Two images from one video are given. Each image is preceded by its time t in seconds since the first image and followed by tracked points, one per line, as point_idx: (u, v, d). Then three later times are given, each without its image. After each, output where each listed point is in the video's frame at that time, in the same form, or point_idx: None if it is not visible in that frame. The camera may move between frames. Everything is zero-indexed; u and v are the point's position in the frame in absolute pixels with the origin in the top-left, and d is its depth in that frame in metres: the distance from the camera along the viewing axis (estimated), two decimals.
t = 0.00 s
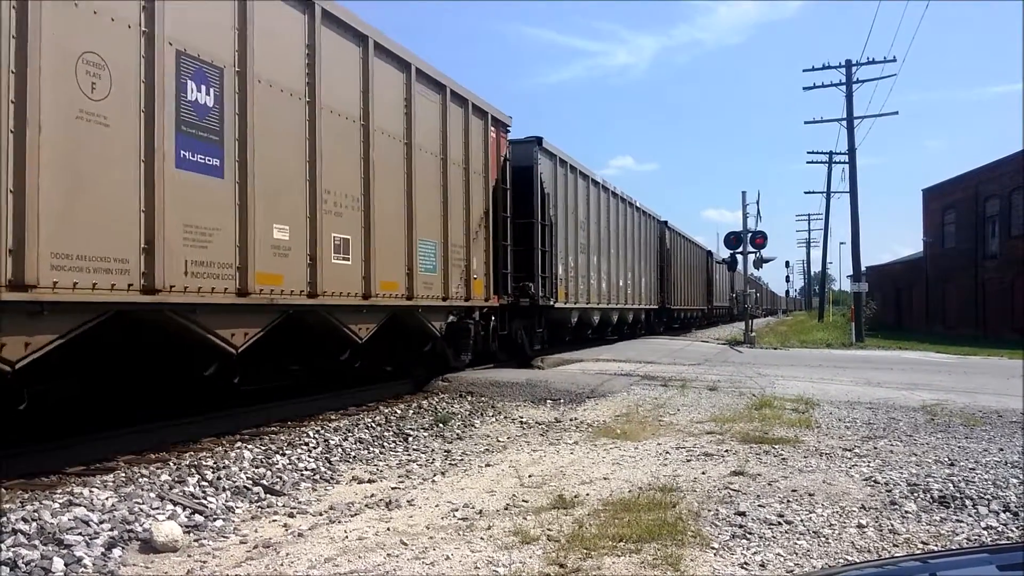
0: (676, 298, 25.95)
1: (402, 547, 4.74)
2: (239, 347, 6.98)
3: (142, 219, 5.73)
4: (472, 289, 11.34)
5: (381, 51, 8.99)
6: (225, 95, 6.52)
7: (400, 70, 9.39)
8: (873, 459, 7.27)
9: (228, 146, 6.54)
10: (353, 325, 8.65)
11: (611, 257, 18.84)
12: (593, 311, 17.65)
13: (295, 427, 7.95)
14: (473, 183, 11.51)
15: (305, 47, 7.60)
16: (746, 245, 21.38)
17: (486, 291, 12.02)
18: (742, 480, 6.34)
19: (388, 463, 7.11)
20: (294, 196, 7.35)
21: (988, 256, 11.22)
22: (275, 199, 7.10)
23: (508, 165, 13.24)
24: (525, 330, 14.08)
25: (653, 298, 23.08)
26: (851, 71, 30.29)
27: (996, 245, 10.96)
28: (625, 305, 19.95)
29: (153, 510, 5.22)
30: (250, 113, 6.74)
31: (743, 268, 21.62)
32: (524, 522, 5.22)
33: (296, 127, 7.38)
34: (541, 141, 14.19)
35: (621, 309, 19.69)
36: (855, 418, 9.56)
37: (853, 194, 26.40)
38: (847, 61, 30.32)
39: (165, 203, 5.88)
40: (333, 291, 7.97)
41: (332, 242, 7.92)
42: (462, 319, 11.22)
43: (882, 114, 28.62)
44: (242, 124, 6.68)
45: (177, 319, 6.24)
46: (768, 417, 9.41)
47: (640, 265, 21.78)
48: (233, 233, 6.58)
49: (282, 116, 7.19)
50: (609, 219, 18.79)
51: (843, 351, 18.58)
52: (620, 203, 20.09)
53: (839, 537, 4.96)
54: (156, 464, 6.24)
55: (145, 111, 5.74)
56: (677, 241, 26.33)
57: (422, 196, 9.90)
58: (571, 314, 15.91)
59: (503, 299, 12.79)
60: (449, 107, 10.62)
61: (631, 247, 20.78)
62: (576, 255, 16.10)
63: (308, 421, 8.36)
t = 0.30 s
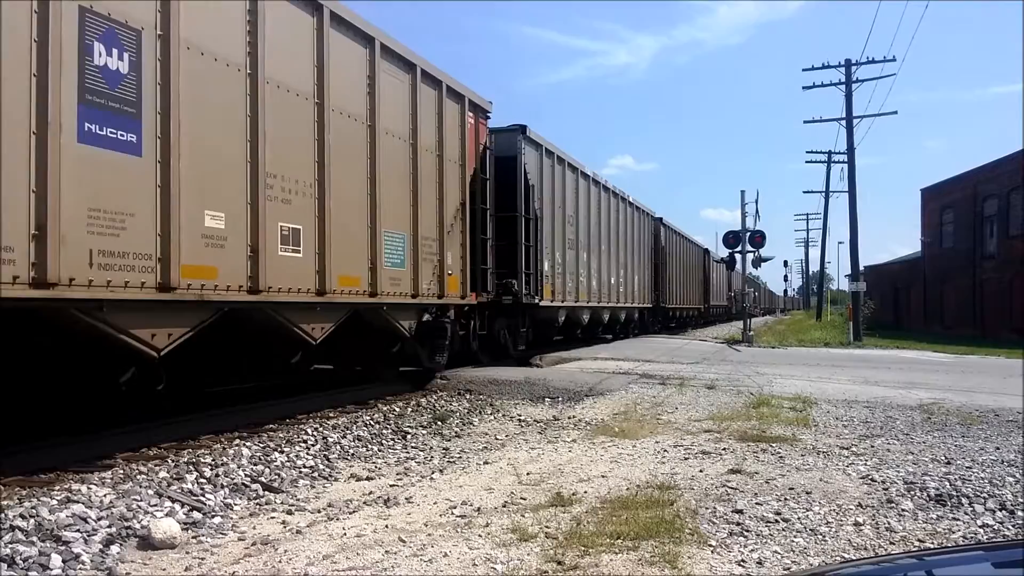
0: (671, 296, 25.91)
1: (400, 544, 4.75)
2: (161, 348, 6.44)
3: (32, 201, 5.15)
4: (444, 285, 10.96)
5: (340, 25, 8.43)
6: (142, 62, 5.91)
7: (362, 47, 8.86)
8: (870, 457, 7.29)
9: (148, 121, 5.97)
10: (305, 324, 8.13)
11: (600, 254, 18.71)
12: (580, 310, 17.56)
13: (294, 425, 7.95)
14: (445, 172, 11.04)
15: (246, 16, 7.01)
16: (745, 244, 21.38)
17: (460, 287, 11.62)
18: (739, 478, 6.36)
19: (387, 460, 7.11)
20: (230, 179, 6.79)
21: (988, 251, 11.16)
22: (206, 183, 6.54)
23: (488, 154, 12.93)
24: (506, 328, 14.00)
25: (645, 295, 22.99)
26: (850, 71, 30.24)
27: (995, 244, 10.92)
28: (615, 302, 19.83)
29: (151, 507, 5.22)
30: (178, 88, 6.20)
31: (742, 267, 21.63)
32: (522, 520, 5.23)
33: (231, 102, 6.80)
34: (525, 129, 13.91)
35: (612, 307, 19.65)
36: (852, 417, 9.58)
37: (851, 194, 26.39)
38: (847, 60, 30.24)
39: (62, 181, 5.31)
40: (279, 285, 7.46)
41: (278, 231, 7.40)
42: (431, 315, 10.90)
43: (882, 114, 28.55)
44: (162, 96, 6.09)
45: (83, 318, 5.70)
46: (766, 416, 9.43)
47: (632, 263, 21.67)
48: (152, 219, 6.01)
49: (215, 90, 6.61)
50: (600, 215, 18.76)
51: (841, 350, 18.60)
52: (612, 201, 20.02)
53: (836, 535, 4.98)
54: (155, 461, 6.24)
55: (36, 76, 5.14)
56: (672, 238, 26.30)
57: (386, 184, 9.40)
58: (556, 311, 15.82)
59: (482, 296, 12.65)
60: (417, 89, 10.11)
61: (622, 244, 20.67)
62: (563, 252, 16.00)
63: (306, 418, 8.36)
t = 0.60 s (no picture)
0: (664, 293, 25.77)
1: (398, 540, 4.75)
2: (43, 352, 5.58)
3: None
4: (409, 279, 10.17)
5: None
6: (18, 15, 5.12)
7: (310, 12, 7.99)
8: (867, 454, 7.30)
9: (25, 83, 5.15)
10: (237, 322, 7.27)
11: (585, 248, 18.31)
12: (565, 306, 17.20)
13: (291, 420, 7.94)
14: (411, 155, 10.19)
15: None
16: (742, 241, 21.38)
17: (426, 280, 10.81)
18: (736, 474, 6.37)
19: (384, 456, 7.12)
20: (138, 155, 5.95)
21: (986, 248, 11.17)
22: (105, 158, 5.70)
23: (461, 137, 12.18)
24: (484, 326, 13.53)
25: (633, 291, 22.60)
26: (848, 68, 30.24)
27: (992, 240, 10.85)
28: (600, 298, 19.42)
29: (148, 502, 5.22)
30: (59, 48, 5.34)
31: (739, 263, 21.64)
32: (519, 515, 5.23)
33: (138, 65, 5.95)
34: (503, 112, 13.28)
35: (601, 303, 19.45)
36: (849, 414, 9.59)
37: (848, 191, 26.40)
38: (846, 57, 30.19)
39: None
40: (202, 276, 6.61)
41: (201, 215, 6.55)
42: (394, 310, 10.07)
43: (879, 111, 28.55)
44: (45, 55, 5.28)
45: None
46: (763, 412, 9.44)
47: (619, 257, 21.23)
48: (33, 197, 5.19)
49: (116, 51, 5.77)
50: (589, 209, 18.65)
51: (838, 347, 18.63)
52: (601, 195, 19.78)
53: (833, 531, 4.99)
54: (152, 456, 6.23)
55: None
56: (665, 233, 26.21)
57: (339, 165, 8.55)
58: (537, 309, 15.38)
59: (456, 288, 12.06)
60: (377, 62, 9.24)
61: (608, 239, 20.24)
62: (547, 245, 15.66)
63: (303, 414, 8.35)
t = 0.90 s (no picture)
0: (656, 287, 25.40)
1: (397, 536, 4.75)
2: None
3: None
4: (365, 272, 9.25)
5: None
6: None
7: None
8: (866, 449, 7.29)
9: None
10: (148, 321, 6.33)
11: (569, 241, 17.62)
12: (549, 303, 16.55)
13: (290, 417, 7.93)
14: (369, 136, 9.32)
15: None
16: (741, 236, 21.38)
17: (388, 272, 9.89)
18: (736, 470, 6.36)
19: (383, 452, 7.10)
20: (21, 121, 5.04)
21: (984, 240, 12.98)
22: None
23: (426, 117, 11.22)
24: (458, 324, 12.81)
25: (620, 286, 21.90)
26: (846, 63, 30.21)
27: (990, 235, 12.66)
28: (586, 293, 18.71)
29: (147, 498, 5.21)
30: None
31: (738, 259, 21.63)
32: (518, 511, 5.23)
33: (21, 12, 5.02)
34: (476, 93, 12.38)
35: (589, 299, 18.98)
36: (849, 409, 9.60)
37: (847, 186, 26.39)
38: (844, 52, 30.15)
39: None
40: (106, 267, 5.72)
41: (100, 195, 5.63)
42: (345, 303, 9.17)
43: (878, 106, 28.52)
44: None
45: None
46: (762, 408, 9.45)
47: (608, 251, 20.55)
48: None
49: None
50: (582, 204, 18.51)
51: (837, 342, 18.65)
52: (592, 188, 19.32)
53: (832, 526, 4.99)
54: (151, 452, 6.22)
55: None
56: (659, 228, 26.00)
57: (281, 144, 7.65)
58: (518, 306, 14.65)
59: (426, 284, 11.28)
60: (327, 29, 8.33)
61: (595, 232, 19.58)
62: (530, 237, 15.06)
63: (302, 411, 8.33)
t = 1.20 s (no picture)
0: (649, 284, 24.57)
1: (396, 533, 4.74)
2: None
3: None
4: (316, 265, 8.18)
5: None
6: None
7: None
8: (866, 448, 7.30)
9: None
10: (32, 322, 5.36)
11: (559, 235, 16.50)
12: (536, 301, 15.48)
13: (289, 413, 7.92)
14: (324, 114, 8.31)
15: None
16: (741, 235, 21.36)
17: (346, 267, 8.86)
18: (736, 469, 6.36)
19: (383, 449, 7.10)
20: None
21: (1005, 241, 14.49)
22: None
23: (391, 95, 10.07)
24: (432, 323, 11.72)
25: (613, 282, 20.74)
26: (848, 61, 30.18)
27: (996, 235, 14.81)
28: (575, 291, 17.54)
29: (147, 494, 5.21)
30: None
31: (739, 258, 21.62)
32: (518, 509, 5.23)
33: None
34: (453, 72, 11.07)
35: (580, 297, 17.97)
36: (848, 408, 9.60)
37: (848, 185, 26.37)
38: (845, 51, 30.12)
39: None
40: None
41: None
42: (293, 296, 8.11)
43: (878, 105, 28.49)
44: None
45: None
46: (762, 406, 9.45)
47: (600, 246, 19.56)
48: None
49: None
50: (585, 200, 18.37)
51: (837, 341, 18.63)
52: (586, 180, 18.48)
53: (832, 526, 4.98)
54: (150, 448, 6.21)
55: None
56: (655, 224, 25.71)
57: (214, 118, 6.66)
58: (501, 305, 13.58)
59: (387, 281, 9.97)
60: None
61: (587, 227, 18.50)
62: (516, 230, 13.92)
63: (301, 407, 8.32)
